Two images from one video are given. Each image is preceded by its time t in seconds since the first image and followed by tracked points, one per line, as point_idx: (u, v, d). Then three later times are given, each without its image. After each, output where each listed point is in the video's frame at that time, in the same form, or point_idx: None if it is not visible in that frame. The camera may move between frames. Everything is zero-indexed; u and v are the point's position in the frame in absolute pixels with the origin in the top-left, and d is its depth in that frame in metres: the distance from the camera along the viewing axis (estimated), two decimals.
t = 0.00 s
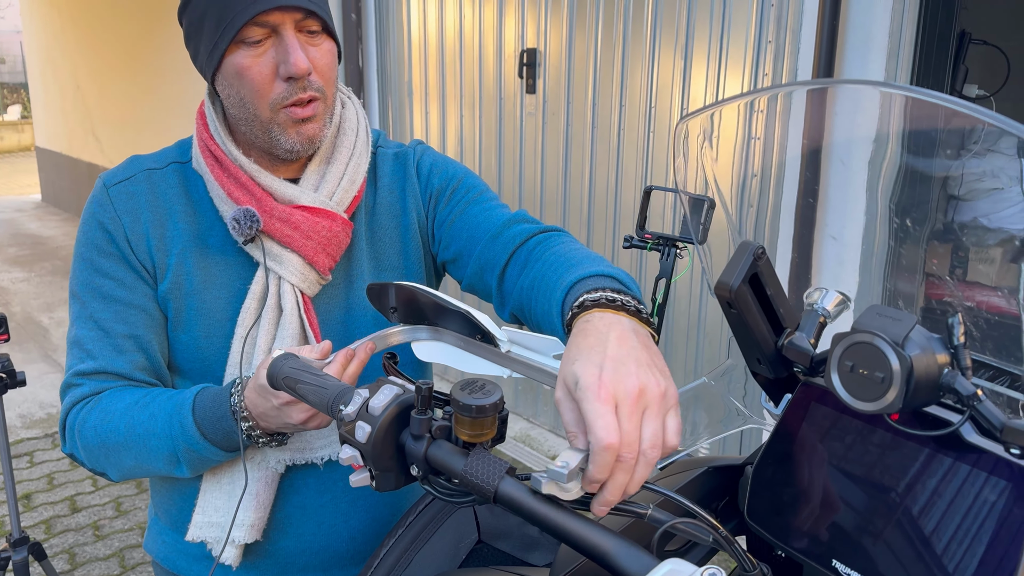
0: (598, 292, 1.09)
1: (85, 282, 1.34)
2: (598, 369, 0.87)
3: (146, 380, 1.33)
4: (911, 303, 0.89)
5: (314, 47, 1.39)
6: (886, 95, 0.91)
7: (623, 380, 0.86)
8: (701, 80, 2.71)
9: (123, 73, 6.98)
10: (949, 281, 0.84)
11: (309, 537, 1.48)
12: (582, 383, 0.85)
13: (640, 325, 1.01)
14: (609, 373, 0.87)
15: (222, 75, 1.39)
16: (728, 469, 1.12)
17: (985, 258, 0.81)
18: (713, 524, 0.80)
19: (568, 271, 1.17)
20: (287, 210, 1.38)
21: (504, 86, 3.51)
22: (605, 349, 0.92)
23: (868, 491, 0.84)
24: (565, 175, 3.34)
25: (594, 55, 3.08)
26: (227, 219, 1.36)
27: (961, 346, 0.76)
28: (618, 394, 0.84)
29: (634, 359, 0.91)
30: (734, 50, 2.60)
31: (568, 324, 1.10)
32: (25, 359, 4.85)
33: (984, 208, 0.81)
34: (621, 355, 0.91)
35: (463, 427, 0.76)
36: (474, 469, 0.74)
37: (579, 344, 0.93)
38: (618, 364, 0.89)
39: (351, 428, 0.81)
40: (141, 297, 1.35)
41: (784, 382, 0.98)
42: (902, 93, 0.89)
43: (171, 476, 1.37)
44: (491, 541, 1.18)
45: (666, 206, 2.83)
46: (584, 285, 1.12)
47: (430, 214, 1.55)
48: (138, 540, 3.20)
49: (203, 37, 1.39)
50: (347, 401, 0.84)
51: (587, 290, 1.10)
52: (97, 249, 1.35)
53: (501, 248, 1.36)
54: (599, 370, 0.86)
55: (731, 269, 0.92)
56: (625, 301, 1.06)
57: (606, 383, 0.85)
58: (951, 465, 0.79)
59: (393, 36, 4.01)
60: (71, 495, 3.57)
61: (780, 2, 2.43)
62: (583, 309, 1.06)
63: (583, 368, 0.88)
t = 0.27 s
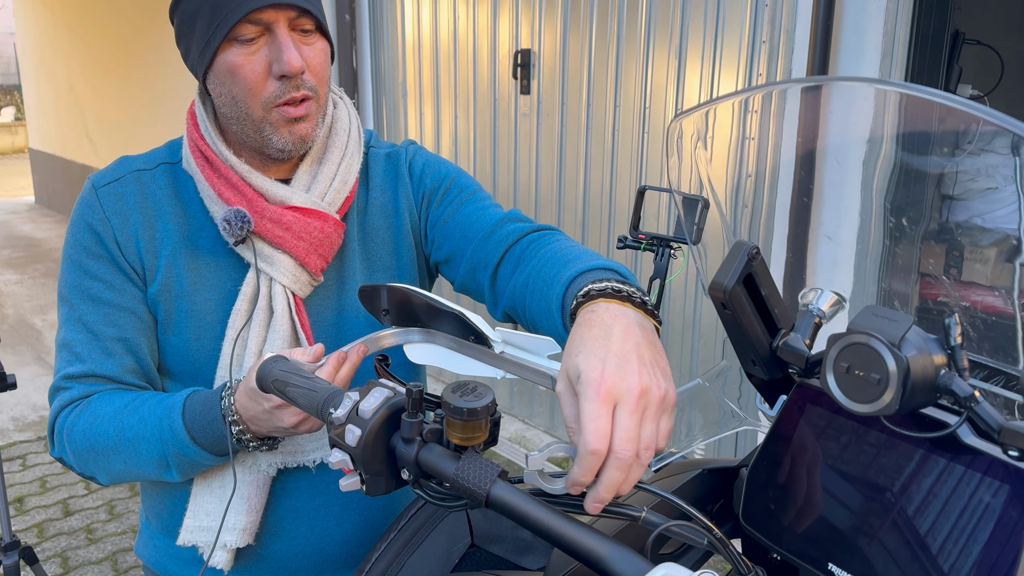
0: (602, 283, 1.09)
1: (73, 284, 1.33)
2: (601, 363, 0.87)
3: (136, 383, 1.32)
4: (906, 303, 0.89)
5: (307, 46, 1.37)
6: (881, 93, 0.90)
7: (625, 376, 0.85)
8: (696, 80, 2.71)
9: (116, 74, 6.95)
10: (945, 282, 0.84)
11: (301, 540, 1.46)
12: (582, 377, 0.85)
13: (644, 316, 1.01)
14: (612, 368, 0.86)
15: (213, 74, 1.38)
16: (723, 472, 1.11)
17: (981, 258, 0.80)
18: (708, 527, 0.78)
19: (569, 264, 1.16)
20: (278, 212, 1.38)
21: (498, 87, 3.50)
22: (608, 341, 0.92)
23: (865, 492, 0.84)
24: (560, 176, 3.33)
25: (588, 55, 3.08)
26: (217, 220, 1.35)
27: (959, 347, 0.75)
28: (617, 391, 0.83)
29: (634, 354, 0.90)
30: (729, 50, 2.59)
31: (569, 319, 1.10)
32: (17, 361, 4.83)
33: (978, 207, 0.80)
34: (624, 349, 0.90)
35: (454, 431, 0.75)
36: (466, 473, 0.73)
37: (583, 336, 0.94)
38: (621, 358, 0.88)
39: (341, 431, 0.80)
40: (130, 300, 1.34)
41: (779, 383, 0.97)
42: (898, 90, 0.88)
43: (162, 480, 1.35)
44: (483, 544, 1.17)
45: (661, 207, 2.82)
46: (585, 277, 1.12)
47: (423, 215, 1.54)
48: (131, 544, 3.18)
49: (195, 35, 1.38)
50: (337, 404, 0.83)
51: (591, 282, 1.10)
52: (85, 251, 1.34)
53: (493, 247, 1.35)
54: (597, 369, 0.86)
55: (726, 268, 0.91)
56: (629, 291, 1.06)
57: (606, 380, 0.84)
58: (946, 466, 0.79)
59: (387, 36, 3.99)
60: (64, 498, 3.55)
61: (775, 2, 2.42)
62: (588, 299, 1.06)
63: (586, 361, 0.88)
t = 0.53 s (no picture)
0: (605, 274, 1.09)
1: (67, 281, 1.33)
2: (602, 356, 0.86)
3: (130, 380, 1.32)
4: (904, 299, 0.88)
5: (302, 39, 1.38)
6: (880, 84, 0.90)
7: (625, 370, 0.84)
8: (694, 76, 2.70)
9: (114, 74, 6.95)
10: (941, 276, 0.84)
11: (297, 538, 1.46)
12: (582, 371, 0.85)
13: (647, 310, 1.00)
14: (612, 363, 0.85)
15: (207, 67, 1.38)
16: (720, 467, 1.10)
17: (978, 256, 0.80)
18: (703, 521, 0.78)
19: (569, 256, 1.16)
20: (271, 207, 1.38)
21: (496, 84, 3.50)
22: (610, 333, 0.91)
23: (862, 488, 0.83)
24: (557, 173, 3.33)
25: (586, 51, 3.07)
26: (209, 216, 1.35)
27: (953, 340, 0.75)
28: (616, 386, 0.82)
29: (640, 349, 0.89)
30: (726, 45, 2.59)
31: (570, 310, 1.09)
32: (16, 362, 4.82)
33: (977, 203, 0.80)
34: (626, 341, 0.90)
35: (448, 426, 0.75)
36: (460, 468, 0.73)
37: (585, 328, 0.93)
38: (622, 351, 0.87)
39: (335, 427, 0.79)
40: (124, 297, 1.34)
41: (774, 376, 0.97)
42: (896, 81, 0.88)
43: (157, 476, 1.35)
44: (481, 540, 1.17)
45: (659, 203, 2.82)
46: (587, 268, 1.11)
47: (417, 211, 1.54)
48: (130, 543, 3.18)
49: (189, 29, 1.38)
50: (332, 400, 0.83)
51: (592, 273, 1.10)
52: (79, 248, 1.34)
53: (486, 241, 1.35)
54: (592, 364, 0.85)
55: (720, 262, 0.92)
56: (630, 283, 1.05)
57: (606, 375, 0.83)
58: (944, 461, 0.78)
59: (384, 35, 3.99)
60: (64, 498, 3.55)
61: None
62: (591, 291, 1.06)
63: (587, 355, 0.87)
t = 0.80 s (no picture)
0: (591, 278, 1.07)
1: (69, 280, 1.34)
2: (590, 363, 0.85)
3: (132, 379, 1.33)
4: (902, 296, 0.88)
5: (304, 39, 1.38)
6: (880, 81, 0.90)
7: (617, 375, 0.83)
8: (694, 73, 2.71)
9: (114, 73, 6.95)
10: (939, 273, 0.84)
11: (298, 536, 1.47)
12: (582, 367, 0.85)
13: (633, 312, 1.00)
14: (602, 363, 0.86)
15: (209, 65, 1.38)
16: (719, 463, 1.12)
17: (976, 253, 0.80)
18: (703, 518, 0.78)
19: (563, 256, 1.16)
20: (273, 206, 1.38)
21: (496, 82, 3.50)
22: (596, 338, 0.91)
23: (862, 485, 0.84)
24: (558, 171, 3.33)
25: (586, 48, 3.07)
26: (211, 215, 1.35)
27: (950, 337, 0.75)
28: (608, 391, 0.81)
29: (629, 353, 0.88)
30: (726, 42, 2.59)
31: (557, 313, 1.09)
32: (18, 360, 4.83)
33: (977, 200, 0.80)
34: (614, 347, 0.89)
35: (449, 423, 0.75)
36: (460, 465, 0.73)
37: (572, 335, 0.92)
38: (611, 356, 0.87)
39: (337, 424, 0.80)
40: (126, 296, 1.35)
41: (773, 373, 0.98)
42: (895, 80, 0.88)
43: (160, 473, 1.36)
44: (481, 537, 1.19)
45: (659, 200, 2.82)
46: (577, 270, 1.10)
47: (417, 209, 1.54)
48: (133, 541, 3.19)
49: (190, 28, 1.38)
50: (333, 397, 0.83)
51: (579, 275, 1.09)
52: (81, 248, 1.34)
53: (486, 239, 1.35)
54: (591, 362, 0.85)
55: (719, 259, 0.92)
56: (616, 287, 1.04)
57: (596, 380, 0.82)
58: (944, 459, 0.78)
59: (384, 32, 3.99)
60: (66, 496, 3.56)
61: None
62: (577, 296, 1.05)
63: (576, 362, 0.86)
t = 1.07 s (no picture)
0: (579, 279, 1.05)
1: (71, 280, 1.34)
2: (585, 368, 0.84)
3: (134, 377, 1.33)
4: (903, 292, 0.88)
5: (304, 34, 1.38)
6: (881, 80, 0.91)
7: (612, 380, 0.82)
8: (695, 69, 2.70)
9: (115, 69, 6.94)
10: (939, 269, 0.84)
11: (299, 534, 1.48)
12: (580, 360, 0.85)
13: (624, 311, 0.98)
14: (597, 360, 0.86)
15: (208, 61, 1.38)
16: (720, 459, 1.12)
17: (979, 247, 0.80)
18: (703, 513, 0.77)
19: (555, 254, 1.14)
20: (273, 204, 1.38)
21: (497, 78, 3.49)
22: (589, 343, 0.88)
23: (863, 480, 0.84)
24: (559, 167, 3.33)
25: (587, 44, 3.07)
26: (211, 214, 1.35)
27: (949, 333, 0.75)
28: (606, 398, 0.81)
29: (622, 355, 0.87)
30: (727, 38, 2.59)
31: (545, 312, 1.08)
32: (19, 356, 4.84)
33: (978, 196, 0.80)
34: (607, 351, 0.87)
35: (449, 419, 0.75)
36: (461, 461, 0.73)
37: (562, 338, 0.90)
38: (605, 360, 0.85)
39: (337, 420, 0.80)
40: (127, 295, 1.35)
41: (773, 369, 0.98)
42: (898, 78, 0.89)
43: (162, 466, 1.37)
44: (482, 532, 1.18)
45: (660, 196, 2.82)
46: (568, 270, 1.09)
47: (415, 205, 1.54)
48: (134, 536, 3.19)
49: (189, 24, 1.38)
50: (334, 393, 0.83)
51: (567, 275, 1.08)
52: (82, 247, 1.34)
53: (484, 235, 1.35)
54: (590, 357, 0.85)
55: (718, 256, 0.92)
56: (603, 287, 1.02)
57: (593, 389, 0.81)
58: (945, 455, 0.78)
59: (385, 28, 3.98)
60: (67, 492, 3.56)
61: None
62: (562, 297, 1.02)
63: (570, 369, 0.85)
